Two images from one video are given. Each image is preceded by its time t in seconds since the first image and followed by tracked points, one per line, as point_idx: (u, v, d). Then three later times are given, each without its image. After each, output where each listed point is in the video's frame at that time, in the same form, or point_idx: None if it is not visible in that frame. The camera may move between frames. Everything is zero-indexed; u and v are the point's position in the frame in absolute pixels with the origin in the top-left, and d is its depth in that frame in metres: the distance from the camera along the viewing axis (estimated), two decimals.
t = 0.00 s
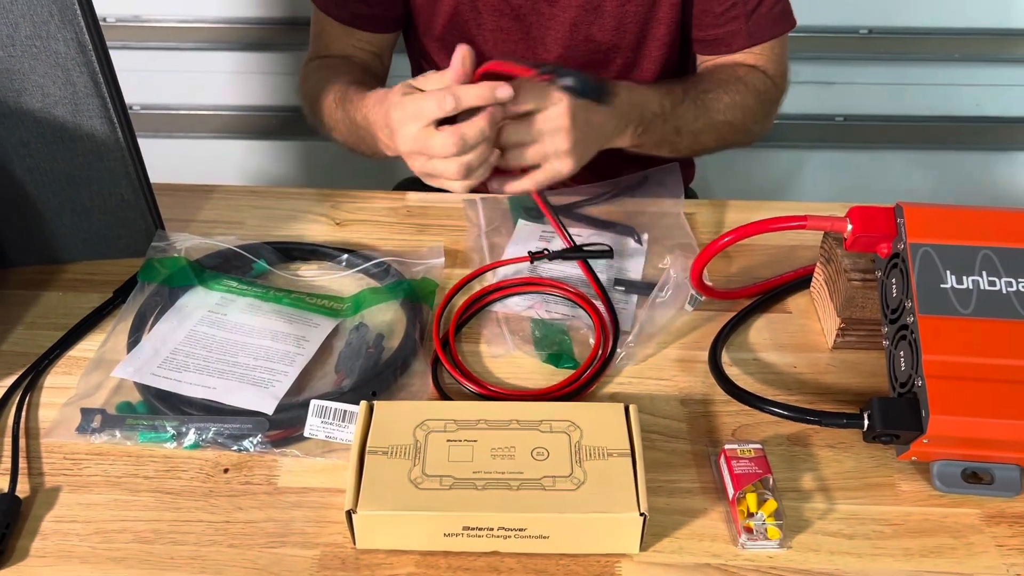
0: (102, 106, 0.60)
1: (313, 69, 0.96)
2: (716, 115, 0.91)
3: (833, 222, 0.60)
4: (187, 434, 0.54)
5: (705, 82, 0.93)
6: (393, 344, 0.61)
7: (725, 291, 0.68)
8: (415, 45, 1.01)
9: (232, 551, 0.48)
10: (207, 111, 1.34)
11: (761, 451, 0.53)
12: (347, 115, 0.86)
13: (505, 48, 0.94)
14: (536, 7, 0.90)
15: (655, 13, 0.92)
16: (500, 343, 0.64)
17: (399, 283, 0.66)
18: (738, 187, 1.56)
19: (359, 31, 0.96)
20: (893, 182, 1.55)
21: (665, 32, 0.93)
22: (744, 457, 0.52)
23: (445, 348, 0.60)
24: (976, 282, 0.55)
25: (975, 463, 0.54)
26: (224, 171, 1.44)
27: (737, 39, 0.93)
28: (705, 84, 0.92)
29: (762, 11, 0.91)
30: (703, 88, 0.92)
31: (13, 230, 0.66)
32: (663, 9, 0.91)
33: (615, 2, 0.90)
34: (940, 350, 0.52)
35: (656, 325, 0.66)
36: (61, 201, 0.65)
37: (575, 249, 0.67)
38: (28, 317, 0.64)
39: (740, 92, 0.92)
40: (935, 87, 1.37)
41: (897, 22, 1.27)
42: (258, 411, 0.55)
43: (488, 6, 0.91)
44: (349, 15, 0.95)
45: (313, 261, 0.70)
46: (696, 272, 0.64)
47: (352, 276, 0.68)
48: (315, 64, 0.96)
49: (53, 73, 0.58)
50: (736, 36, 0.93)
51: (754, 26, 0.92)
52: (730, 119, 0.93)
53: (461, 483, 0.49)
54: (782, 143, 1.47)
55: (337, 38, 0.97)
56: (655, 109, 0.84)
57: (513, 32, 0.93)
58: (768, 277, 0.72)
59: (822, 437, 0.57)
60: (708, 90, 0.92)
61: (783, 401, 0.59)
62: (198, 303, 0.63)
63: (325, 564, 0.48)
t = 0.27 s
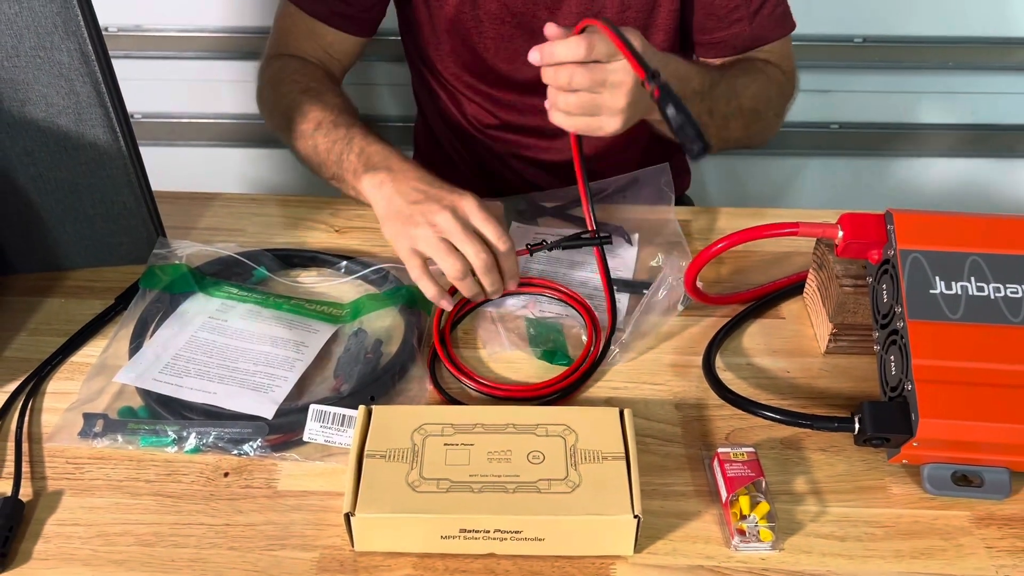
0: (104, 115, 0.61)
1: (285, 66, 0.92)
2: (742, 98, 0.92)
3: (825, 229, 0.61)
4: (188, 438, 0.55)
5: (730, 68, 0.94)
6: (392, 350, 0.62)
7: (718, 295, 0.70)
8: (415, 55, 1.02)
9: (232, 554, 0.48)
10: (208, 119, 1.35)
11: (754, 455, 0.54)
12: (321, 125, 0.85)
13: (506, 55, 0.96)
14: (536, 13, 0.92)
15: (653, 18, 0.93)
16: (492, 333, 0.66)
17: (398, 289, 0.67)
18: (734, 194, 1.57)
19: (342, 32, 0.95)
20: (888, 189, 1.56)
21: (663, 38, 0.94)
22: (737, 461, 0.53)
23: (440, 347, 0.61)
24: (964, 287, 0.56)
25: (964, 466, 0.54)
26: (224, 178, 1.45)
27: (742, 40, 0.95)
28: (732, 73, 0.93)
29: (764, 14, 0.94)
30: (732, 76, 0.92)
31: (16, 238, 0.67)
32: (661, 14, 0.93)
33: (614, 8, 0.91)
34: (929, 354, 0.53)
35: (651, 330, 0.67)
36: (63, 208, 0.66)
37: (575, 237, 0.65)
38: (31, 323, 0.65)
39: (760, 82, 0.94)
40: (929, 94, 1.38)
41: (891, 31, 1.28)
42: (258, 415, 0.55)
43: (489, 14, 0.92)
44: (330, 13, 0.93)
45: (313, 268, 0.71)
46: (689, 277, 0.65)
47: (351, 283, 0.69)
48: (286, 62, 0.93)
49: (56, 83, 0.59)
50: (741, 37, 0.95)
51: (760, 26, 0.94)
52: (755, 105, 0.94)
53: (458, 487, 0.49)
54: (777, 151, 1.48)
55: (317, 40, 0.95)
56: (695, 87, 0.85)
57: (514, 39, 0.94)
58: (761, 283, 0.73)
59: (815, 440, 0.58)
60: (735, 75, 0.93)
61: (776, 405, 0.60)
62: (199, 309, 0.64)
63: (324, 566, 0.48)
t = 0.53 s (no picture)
0: (104, 127, 0.62)
1: (279, 88, 0.93)
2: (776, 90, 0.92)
3: (816, 239, 0.62)
4: (186, 446, 0.55)
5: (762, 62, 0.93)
6: (389, 358, 0.63)
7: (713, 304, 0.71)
8: (412, 71, 1.03)
9: (229, 560, 0.49)
10: (208, 130, 1.36)
11: (747, 462, 0.55)
12: (302, 145, 0.84)
13: (502, 67, 0.97)
14: (531, 25, 0.94)
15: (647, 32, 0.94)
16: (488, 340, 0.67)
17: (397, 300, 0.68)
18: (731, 203, 1.58)
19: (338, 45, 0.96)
20: (884, 198, 1.57)
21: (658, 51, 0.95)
22: (729, 468, 0.54)
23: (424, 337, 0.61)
24: (953, 296, 0.57)
25: (955, 472, 0.55)
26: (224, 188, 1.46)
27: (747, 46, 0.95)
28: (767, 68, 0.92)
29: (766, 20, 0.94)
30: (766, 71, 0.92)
31: (17, 247, 0.68)
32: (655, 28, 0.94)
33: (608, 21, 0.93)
34: (919, 362, 0.54)
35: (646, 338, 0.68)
36: (64, 218, 0.67)
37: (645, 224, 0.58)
38: (31, 332, 0.65)
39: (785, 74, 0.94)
40: (923, 104, 1.39)
41: (885, 42, 1.29)
42: (256, 423, 0.56)
43: (485, 27, 0.94)
44: (327, 28, 0.95)
45: (310, 277, 0.71)
46: (683, 286, 0.66)
47: (348, 292, 0.70)
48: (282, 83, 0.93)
49: (57, 94, 0.60)
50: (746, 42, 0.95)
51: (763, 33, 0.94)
52: (785, 96, 0.95)
53: (453, 493, 0.50)
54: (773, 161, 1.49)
55: (316, 59, 0.96)
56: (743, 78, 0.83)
57: (510, 52, 0.96)
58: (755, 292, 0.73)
59: (807, 448, 0.59)
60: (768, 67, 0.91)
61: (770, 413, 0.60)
62: (197, 318, 0.64)
63: (320, 572, 0.49)
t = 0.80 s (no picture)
0: (111, 151, 0.64)
1: (267, 117, 0.91)
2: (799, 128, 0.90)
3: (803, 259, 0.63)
4: (187, 462, 0.56)
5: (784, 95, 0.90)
6: (386, 373, 0.64)
7: (704, 322, 0.72)
8: (410, 96, 1.05)
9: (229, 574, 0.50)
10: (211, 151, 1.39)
11: (736, 477, 0.56)
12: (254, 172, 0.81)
13: (499, 91, 1.00)
14: (527, 50, 0.96)
15: (641, 56, 0.97)
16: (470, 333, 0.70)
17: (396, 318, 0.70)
18: (727, 223, 1.60)
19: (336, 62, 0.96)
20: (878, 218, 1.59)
21: (651, 75, 0.97)
22: (719, 483, 0.55)
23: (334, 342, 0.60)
24: (936, 314, 0.58)
25: (940, 487, 0.56)
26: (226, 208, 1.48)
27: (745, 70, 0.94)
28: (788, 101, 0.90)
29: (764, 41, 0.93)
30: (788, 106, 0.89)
31: (25, 268, 0.69)
32: (649, 52, 0.96)
33: (602, 45, 0.95)
34: (903, 379, 0.55)
35: (638, 356, 0.69)
36: (70, 239, 0.68)
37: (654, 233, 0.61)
38: (36, 350, 0.67)
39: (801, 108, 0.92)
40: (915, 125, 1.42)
41: (877, 65, 1.32)
42: (256, 439, 0.57)
43: (482, 52, 0.97)
44: (322, 44, 0.95)
45: (309, 296, 0.73)
46: (675, 304, 0.68)
47: (347, 311, 0.71)
48: (270, 112, 0.92)
49: (66, 119, 0.62)
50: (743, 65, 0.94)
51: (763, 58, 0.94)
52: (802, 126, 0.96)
53: (448, 508, 0.51)
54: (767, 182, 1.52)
55: (311, 85, 0.96)
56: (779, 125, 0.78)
57: (506, 75, 0.98)
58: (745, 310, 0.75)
59: (796, 463, 0.60)
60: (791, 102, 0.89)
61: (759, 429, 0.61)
62: (199, 336, 0.66)
63: None
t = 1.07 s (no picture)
0: (117, 159, 0.66)
1: (266, 133, 0.94)
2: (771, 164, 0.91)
3: (785, 263, 0.65)
4: (190, 458, 0.58)
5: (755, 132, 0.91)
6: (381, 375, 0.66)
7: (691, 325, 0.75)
8: (407, 111, 1.08)
9: (230, 564, 0.52)
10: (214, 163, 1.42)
11: (719, 472, 0.58)
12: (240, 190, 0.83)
13: (493, 107, 1.02)
14: (520, 68, 0.99)
15: (631, 75, 1.00)
16: (465, 332, 0.73)
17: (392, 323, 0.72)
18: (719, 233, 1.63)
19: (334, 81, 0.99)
20: (869, 228, 1.62)
21: (640, 93, 1.01)
22: (703, 477, 0.57)
23: (309, 326, 0.57)
24: (912, 315, 0.60)
25: (916, 482, 0.58)
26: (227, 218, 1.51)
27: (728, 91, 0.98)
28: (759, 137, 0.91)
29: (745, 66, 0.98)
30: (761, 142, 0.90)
31: (34, 272, 0.72)
32: (638, 72, 1.00)
33: (594, 64, 0.98)
34: (879, 377, 0.57)
35: (627, 358, 0.72)
36: (78, 244, 0.71)
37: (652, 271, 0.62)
38: (44, 352, 0.69)
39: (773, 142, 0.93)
40: (903, 138, 1.45)
41: (864, 79, 1.35)
42: (256, 437, 0.59)
43: (477, 70, 1.00)
44: (321, 62, 0.98)
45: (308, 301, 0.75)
46: (661, 306, 0.70)
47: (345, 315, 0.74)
48: (270, 128, 0.95)
49: (75, 129, 0.64)
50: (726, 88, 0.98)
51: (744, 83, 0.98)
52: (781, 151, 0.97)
53: (441, 500, 0.53)
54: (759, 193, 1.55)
55: (312, 102, 0.99)
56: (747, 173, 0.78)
57: (500, 93, 1.01)
58: (732, 314, 0.77)
59: (778, 460, 0.62)
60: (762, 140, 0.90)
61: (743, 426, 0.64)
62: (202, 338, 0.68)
63: None
